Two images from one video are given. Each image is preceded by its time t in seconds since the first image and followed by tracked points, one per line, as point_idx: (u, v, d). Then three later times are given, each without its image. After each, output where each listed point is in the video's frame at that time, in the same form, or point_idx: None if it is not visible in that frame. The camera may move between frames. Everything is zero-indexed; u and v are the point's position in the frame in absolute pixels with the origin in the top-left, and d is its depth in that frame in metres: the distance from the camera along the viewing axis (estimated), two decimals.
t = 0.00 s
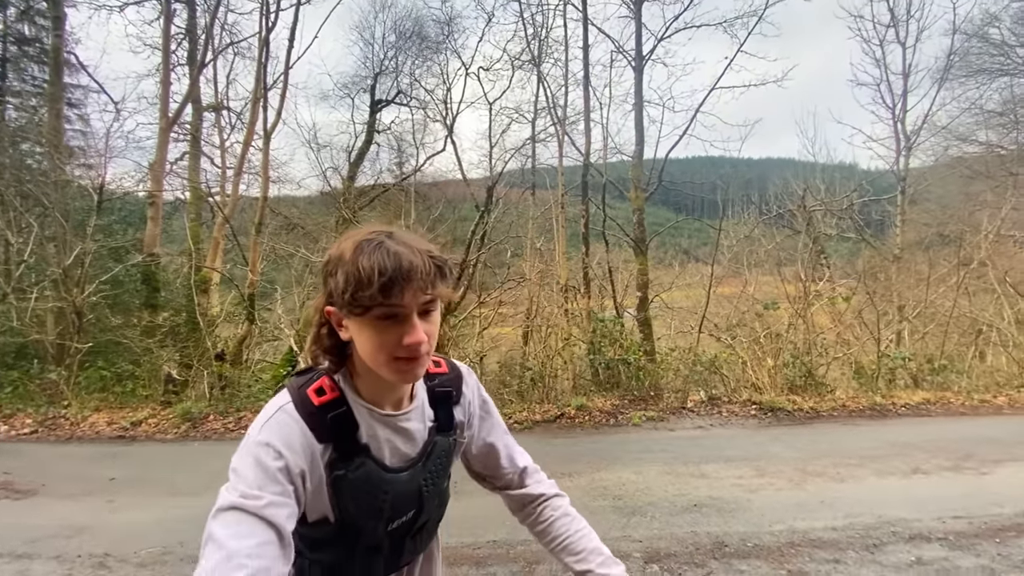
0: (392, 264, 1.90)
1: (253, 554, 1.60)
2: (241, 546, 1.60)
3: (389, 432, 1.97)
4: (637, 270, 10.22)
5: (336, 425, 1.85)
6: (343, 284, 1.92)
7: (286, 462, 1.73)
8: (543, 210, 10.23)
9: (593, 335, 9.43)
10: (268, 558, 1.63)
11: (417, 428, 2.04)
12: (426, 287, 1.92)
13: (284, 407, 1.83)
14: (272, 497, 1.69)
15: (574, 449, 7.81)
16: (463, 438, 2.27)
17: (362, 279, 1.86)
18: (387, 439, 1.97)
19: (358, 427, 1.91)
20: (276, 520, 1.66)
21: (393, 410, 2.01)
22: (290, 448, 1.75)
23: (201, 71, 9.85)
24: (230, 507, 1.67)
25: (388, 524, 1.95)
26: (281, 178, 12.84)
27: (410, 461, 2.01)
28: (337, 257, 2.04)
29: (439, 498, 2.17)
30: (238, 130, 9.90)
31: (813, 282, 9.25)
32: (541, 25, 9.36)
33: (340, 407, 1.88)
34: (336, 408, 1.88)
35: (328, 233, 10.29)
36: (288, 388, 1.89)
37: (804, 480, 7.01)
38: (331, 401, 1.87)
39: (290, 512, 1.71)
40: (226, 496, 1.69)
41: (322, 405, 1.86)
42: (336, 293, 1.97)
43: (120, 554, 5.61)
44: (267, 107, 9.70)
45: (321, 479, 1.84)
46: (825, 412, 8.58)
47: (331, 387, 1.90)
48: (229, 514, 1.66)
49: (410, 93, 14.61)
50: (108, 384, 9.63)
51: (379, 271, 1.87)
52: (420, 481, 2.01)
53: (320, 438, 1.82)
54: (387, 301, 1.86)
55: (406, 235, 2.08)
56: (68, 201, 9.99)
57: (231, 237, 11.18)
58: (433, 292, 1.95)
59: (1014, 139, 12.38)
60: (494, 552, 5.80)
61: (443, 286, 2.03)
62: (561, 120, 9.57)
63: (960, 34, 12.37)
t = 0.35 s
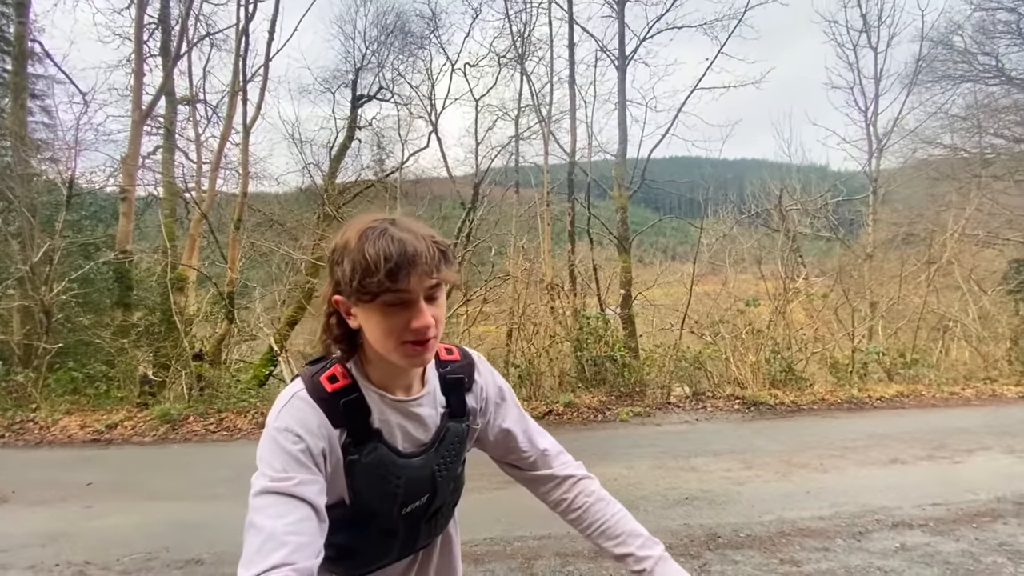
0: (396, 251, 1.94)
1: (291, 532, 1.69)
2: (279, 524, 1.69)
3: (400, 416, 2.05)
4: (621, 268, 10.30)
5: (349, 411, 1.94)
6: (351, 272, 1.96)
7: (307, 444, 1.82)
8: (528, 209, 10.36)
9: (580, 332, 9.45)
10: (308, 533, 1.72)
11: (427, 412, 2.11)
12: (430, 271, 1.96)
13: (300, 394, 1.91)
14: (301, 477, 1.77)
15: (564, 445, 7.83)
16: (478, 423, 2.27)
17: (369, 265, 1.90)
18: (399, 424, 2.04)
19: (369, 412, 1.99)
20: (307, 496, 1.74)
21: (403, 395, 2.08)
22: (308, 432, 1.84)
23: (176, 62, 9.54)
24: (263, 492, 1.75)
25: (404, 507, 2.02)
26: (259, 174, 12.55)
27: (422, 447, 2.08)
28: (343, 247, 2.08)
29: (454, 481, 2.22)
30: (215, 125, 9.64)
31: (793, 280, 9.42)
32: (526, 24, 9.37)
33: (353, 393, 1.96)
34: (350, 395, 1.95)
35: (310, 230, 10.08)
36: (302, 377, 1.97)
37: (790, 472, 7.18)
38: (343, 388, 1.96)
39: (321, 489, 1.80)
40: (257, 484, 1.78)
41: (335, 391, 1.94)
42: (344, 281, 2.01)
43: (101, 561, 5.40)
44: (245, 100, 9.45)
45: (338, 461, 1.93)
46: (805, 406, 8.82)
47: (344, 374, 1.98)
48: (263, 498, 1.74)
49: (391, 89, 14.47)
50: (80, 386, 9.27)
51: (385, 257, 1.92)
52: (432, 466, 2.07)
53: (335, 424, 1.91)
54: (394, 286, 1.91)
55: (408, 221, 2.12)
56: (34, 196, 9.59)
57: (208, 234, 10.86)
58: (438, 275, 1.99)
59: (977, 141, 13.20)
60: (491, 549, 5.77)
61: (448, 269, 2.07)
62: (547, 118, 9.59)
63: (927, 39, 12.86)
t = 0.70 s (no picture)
0: (422, 209, 1.73)
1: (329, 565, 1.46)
2: (314, 559, 1.46)
3: (439, 420, 1.77)
4: (606, 270, 10.26)
5: (380, 418, 1.67)
6: (370, 239, 1.74)
7: (334, 457, 1.57)
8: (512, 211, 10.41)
9: (567, 335, 9.36)
10: (348, 562, 1.50)
11: (466, 416, 1.82)
12: (465, 232, 1.73)
13: (321, 399, 1.65)
14: (331, 498, 1.53)
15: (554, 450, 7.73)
16: (519, 433, 1.99)
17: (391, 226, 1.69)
18: (436, 432, 1.77)
19: (403, 419, 1.72)
20: (342, 522, 1.51)
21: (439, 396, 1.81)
22: (334, 443, 1.59)
23: (148, 55, 9.19)
24: (288, 521, 1.52)
25: (446, 534, 1.75)
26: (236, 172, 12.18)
27: (462, 461, 1.79)
28: (360, 216, 1.87)
29: (496, 501, 1.92)
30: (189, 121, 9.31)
31: (775, 282, 9.65)
32: (511, 26, 9.33)
33: (383, 396, 1.70)
34: (380, 399, 1.69)
35: (289, 230, 9.81)
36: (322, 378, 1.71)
37: (780, 473, 7.24)
38: (372, 391, 1.69)
39: (355, 508, 1.57)
40: (278, 510, 1.54)
41: (363, 396, 1.68)
42: (363, 254, 1.78)
43: None
44: (222, 96, 9.15)
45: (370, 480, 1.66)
46: (790, 406, 9.02)
47: (371, 373, 1.71)
48: (289, 529, 1.51)
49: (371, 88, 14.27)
50: (43, 393, 8.79)
51: (409, 216, 1.70)
52: (474, 484, 1.79)
53: (365, 435, 1.65)
54: (422, 250, 1.68)
55: (436, 181, 1.90)
56: None
57: (181, 234, 10.55)
58: (473, 238, 1.76)
59: (946, 149, 14.01)
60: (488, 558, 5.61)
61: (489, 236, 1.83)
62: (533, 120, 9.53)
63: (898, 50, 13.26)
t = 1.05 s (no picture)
0: (432, 204, 1.77)
1: None
2: None
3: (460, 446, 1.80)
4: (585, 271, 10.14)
5: (393, 452, 1.67)
6: (378, 238, 1.81)
7: (340, 506, 1.56)
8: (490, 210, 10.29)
9: (544, 337, 9.25)
10: None
11: (490, 447, 1.85)
12: (483, 232, 1.75)
13: (323, 429, 1.63)
14: (342, 554, 1.54)
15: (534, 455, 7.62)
16: (554, 462, 2.07)
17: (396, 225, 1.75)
18: (460, 467, 1.79)
19: (423, 455, 1.74)
20: None
21: (464, 426, 1.83)
22: (339, 486, 1.58)
23: (105, 41, 8.67)
24: None
25: None
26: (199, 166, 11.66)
27: (490, 500, 1.83)
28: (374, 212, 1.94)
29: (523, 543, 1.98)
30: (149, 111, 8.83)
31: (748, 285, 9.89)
32: (489, 24, 9.20)
33: (394, 427, 1.69)
34: (392, 432, 1.68)
35: (257, 228, 9.44)
36: (326, 404, 1.69)
37: (759, 473, 7.31)
38: (382, 420, 1.69)
39: (365, 554, 1.57)
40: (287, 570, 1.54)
41: (372, 426, 1.67)
42: (373, 256, 1.86)
43: None
44: (186, 86, 8.72)
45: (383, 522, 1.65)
46: (764, 406, 9.20)
47: (382, 400, 1.72)
48: None
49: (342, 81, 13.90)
50: None
51: (417, 212, 1.76)
52: (503, 524, 1.83)
53: (377, 474, 1.64)
54: (431, 253, 1.71)
55: (452, 172, 1.94)
56: None
57: (141, 230, 10.12)
58: (495, 239, 1.76)
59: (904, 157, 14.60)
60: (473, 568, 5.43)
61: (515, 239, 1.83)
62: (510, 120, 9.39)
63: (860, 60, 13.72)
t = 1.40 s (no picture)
0: (500, 211, 1.61)
1: None
2: None
3: (483, 442, 1.72)
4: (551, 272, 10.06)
5: (428, 438, 1.58)
6: (436, 240, 1.61)
7: (387, 492, 1.45)
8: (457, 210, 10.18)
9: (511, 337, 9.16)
10: None
11: (512, 438, 1.78)
12: (546, 242, 1.61)
13: (362, 421, 1.51)
14: (392, 540, 1.41)
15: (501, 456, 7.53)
16: (562, 454, 1.96)
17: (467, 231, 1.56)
18: (482, 456, 1.72)
19: (451, 442, 1.65)
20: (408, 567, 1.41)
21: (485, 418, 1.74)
22: (384, 473, 1.46)
23: (47, 22, 8.12)
24: None
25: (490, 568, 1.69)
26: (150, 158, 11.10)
27: (511, 488, 1.75)
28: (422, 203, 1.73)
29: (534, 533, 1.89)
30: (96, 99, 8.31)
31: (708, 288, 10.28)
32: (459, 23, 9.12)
33: (426, 416, 1.61)
34: (424, 419, 1.60)
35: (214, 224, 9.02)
36: (357, 398, 1.57)
37: (722, 470, 7.48)
38: (414, 410, 1.59)
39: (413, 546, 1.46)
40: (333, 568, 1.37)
41: (406, 415, 1.57)
42: (424, 254, 1.66)
43: None
44: (138, 73, 8.27)
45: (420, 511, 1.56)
46: (725, 405, 9.47)
47: (411, 389, 1.62)
48: None
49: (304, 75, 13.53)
50: None
51: (486, 218, 1.58)
52: (523, 512, 1.75)
53: (415, 460, 1.54)
54: (496, 262, 1.56)
55: (507, 172, 1.78)
56: None
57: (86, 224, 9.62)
58: (555, 249, 1.63)
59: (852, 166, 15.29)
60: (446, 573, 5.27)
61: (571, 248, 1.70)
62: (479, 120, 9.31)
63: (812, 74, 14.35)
